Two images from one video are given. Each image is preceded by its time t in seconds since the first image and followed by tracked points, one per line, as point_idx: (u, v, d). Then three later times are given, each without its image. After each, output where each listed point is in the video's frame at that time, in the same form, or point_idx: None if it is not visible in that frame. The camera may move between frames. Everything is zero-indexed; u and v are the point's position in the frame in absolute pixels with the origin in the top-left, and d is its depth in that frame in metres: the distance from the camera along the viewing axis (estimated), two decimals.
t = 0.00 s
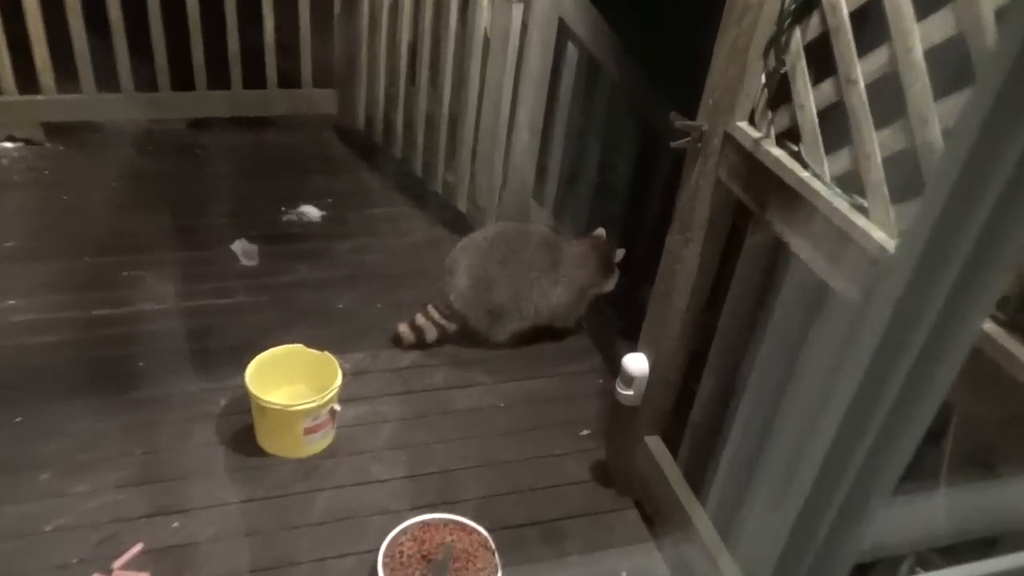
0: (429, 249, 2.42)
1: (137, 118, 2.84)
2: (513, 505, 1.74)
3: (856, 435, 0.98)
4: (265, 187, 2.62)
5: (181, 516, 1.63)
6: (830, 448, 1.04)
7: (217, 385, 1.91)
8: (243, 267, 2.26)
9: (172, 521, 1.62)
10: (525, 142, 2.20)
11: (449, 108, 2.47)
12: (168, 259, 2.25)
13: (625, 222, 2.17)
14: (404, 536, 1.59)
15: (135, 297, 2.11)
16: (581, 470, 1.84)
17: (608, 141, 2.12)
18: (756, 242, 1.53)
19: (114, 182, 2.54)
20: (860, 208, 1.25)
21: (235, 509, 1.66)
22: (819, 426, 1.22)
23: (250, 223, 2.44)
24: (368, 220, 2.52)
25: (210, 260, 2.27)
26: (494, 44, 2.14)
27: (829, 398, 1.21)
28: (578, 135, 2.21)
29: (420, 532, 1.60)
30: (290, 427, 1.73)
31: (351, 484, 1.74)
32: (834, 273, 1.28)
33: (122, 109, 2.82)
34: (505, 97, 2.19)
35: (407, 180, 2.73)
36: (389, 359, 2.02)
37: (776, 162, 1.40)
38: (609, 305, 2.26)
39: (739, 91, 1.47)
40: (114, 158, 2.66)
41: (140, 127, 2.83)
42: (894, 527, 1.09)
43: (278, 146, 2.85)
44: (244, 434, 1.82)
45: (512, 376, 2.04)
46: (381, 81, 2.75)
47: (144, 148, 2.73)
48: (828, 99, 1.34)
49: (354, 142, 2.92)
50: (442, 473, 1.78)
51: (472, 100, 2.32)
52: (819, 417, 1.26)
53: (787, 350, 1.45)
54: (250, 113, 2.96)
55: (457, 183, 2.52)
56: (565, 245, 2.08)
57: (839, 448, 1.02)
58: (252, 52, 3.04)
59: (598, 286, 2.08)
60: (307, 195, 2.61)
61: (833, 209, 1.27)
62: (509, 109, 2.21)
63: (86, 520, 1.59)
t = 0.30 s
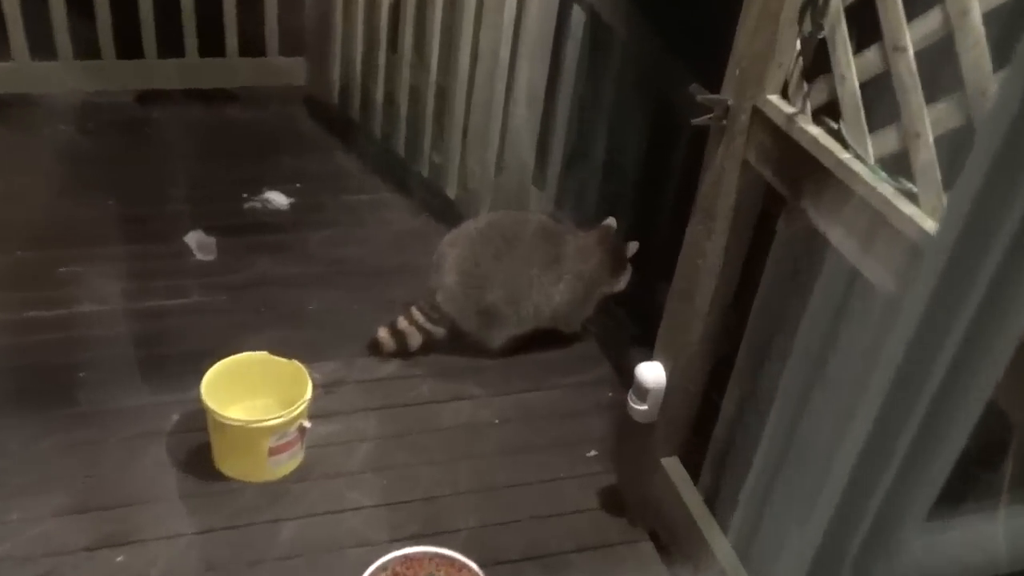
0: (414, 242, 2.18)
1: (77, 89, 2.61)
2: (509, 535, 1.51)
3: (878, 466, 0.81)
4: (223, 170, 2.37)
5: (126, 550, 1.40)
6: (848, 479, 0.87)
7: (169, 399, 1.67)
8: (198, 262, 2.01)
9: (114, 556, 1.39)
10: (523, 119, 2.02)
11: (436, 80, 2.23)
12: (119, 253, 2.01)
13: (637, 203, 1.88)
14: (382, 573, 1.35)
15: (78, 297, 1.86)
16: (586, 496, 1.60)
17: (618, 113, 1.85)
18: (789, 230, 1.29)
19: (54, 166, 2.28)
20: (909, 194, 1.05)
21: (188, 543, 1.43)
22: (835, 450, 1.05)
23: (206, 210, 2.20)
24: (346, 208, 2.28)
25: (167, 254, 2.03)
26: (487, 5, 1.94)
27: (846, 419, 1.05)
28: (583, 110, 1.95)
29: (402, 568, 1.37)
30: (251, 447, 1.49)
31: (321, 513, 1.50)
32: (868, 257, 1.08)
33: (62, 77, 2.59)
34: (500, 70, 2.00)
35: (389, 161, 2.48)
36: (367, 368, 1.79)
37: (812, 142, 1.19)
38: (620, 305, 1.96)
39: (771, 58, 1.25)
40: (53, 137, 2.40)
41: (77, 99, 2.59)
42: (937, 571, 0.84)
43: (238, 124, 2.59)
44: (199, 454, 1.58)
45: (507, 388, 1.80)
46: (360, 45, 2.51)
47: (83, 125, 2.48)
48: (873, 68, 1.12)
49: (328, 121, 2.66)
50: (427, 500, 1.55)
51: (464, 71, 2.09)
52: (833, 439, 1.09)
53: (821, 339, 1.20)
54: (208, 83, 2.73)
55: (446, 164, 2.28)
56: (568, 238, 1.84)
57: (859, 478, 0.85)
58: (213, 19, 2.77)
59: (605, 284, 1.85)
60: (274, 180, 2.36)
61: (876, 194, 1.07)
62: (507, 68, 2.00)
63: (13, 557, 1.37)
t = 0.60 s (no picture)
0: (404, 234, 1.96)
1: (16, 55, 2.40)
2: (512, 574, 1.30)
3: (927, 474, 0.79)
4: (180, 150, 2.14)
5: None
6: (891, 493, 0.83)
7: (118, 415, 1.45)
8: (151, 256, 1.80)
9: None
10: (527, 94, 1.81)
11: (428, 45, 2.00)
12: (71, 246, 1.79)
13: (660, 192, 1.69)
14: None
15: (21, 298, 1.65)
16: (599, 529, 1.40)
17: (639, 91, 1.66)
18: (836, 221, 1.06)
19: None
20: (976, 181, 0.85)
21: None
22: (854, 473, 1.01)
23: (161, 194, 1.98)
24: (327, 194, 2.06)
25: (125, 246, 1.81)
26: None
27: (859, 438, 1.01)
28: (598, 85, 1.75)
29: None
30: (212, 470, 1.27)
31: (294, 546, 1.30)
32: (918, 247, 0.91)
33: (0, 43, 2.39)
34: (501, 35, 1.79)
35: (375, 140, 2.26)
36: (349, 380, 1.58)
37: (860, 120, 0.97)
38: (636, 305, 1.81)
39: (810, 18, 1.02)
40: None
41: (14, 67, 2.37)
42: None
43: (195, 98, 2.36)
44: (152, 475, 1.37)
45: (506, 402, 1.59)
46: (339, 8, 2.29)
47: (25, 98, 2.25)
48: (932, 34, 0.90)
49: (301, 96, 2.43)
50: (417, 533, 1.34)
51: (458, 37, 1.89)
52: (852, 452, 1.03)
53: (850, 356, 1.05)
54: (164, 48, 2.52)
55: (439, 144, 2.05)
56: (582, 230, 1.64)
57: (909, 481, 0.81)
58: None
59: (625, 284, 1.66)
60: (240, 161, 2.14)
61: (932, 179, 0.87)
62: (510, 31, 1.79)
63: None
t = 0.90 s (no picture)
0: (407, 231, 1.92)
1: (9, 45, 2.37)
2: None
3: (959, 461, 0.74)
4: (177, 143, 2.10)
5: None
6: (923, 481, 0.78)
7: (111, 418, 1.41)
8: (146, 253, 1.75)
9: None
10: (537, 86, 1.78)
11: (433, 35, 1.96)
12: (65, 243, 1.75)
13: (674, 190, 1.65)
14: None
15: (14, 297, 1.61)
16: (607, 539, 1.36)
17: (654, 85, 1.61)
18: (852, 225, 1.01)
19: None
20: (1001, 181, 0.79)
21: None
22: (864, 489, 0.96)
23: (157, 189, 1.94)
24: (329, 189, 2.02)
25: (119, 243, 1.77)
26: None
27: (862, 470, 0.96)
28: (611, 78, 1.70)
29: None
30: (206, 476, 1.23)
31: (292, 555, 1.25)
32: (940, 244, 0.85)
33: None
34: (510, 23, 1.75)
35: (377, 133, 2.21)
36: (350, 384, 1.53)
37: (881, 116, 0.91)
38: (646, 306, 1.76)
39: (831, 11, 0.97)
40: None
41: (5, 56, 2.33)
42: None
43: (192, 89, 2.32)
44: (145, 479, 1.33)
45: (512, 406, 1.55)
46: None
47: (18, 88, 2.21)
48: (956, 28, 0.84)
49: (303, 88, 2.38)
50: (419, 542, 1.30)
51: (464, 27, 1.84)
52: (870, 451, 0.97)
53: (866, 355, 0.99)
54: (161, 40, 2.48)
55: (444, 138, 2.01)
56: (592, 230, 1.59)
57: (941, 467, 0.76)
58: None
59: (636, 286, 1.61)
60: (239, 155, 2.09)
61: (954, 178, 0.82)
62: (520, 17, 1.75)
63: None
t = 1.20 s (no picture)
0: (411, 232, 1.92)
1: (16, 43, 2.37)
2: None
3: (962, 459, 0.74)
4: (183, 142, 2.10)
5: None
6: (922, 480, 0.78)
7: (116, 418, 1.41)
8: (153, 253, 1.76)
9: None
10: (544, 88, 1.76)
11: (439, 38, 1.96)
12: (71, 242, 1.75)
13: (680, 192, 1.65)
14: None
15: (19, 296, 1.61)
16: (610, 542, 1.36)
17: (662, 86, 1.61)
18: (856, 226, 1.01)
19: None
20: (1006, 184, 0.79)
21: None
22: (866, 489, 0.96)
23: (163, 189, 1.94)
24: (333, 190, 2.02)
25: (124, 243, 1.77)
26: None
27: (864, 477, 0.96)
28: (621, 78, 1.70)
29: None
30: (211, 475, 1.23)
31: (297, 555, 1.25)
32: (942, 244, 0.85)
33: None
34: (517, 24, 1.75)
35: (382, 135, 2.21)
36: (355, 384, 1.53)
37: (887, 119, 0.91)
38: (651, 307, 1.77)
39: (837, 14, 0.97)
40: None
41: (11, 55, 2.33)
42: None
43: (199, 89, 2.32)
44: (150, 479, 1.33)
45: (516, 408, 1.54)
46: None
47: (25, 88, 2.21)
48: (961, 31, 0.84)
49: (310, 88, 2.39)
50: (423, 543, 1.30)
51: (472, 29, 1.84)
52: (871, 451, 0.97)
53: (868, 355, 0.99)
54: (168, 40, 2.48)
55: (450, 140, 2.01)
56: (598, 232, 1.59)
57: (942, 466, 0.76)
58: None
59: (642, 288, 1.61)
60: (245, 155, 2.10)
61: (958, 180, 0.82)
62: (527, 19, 1.74)
63: None
